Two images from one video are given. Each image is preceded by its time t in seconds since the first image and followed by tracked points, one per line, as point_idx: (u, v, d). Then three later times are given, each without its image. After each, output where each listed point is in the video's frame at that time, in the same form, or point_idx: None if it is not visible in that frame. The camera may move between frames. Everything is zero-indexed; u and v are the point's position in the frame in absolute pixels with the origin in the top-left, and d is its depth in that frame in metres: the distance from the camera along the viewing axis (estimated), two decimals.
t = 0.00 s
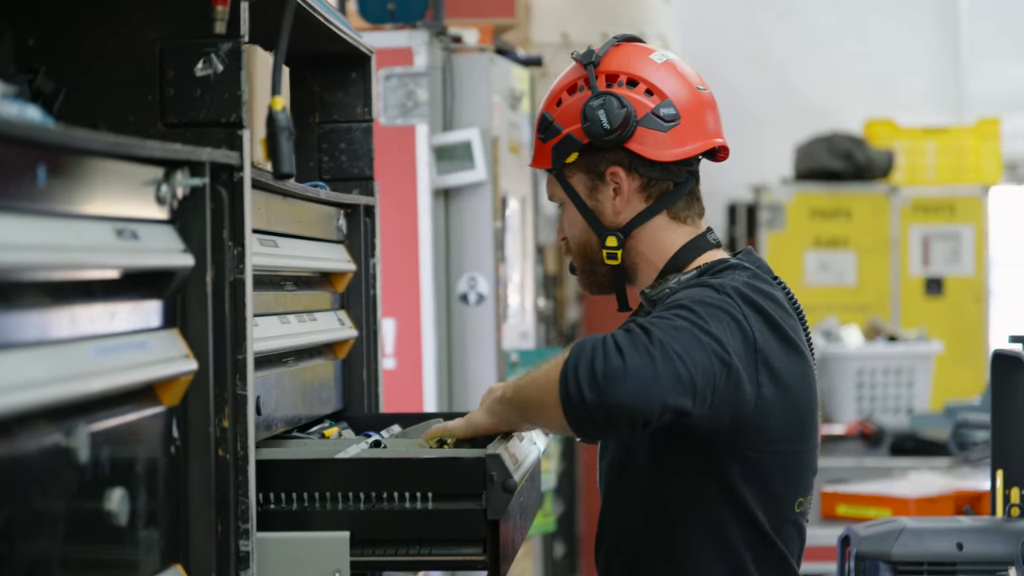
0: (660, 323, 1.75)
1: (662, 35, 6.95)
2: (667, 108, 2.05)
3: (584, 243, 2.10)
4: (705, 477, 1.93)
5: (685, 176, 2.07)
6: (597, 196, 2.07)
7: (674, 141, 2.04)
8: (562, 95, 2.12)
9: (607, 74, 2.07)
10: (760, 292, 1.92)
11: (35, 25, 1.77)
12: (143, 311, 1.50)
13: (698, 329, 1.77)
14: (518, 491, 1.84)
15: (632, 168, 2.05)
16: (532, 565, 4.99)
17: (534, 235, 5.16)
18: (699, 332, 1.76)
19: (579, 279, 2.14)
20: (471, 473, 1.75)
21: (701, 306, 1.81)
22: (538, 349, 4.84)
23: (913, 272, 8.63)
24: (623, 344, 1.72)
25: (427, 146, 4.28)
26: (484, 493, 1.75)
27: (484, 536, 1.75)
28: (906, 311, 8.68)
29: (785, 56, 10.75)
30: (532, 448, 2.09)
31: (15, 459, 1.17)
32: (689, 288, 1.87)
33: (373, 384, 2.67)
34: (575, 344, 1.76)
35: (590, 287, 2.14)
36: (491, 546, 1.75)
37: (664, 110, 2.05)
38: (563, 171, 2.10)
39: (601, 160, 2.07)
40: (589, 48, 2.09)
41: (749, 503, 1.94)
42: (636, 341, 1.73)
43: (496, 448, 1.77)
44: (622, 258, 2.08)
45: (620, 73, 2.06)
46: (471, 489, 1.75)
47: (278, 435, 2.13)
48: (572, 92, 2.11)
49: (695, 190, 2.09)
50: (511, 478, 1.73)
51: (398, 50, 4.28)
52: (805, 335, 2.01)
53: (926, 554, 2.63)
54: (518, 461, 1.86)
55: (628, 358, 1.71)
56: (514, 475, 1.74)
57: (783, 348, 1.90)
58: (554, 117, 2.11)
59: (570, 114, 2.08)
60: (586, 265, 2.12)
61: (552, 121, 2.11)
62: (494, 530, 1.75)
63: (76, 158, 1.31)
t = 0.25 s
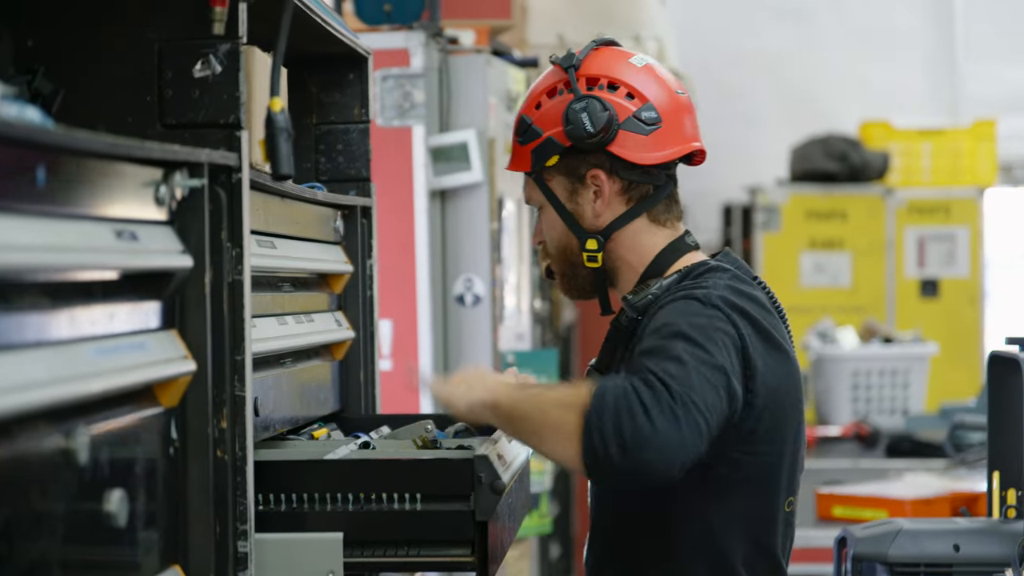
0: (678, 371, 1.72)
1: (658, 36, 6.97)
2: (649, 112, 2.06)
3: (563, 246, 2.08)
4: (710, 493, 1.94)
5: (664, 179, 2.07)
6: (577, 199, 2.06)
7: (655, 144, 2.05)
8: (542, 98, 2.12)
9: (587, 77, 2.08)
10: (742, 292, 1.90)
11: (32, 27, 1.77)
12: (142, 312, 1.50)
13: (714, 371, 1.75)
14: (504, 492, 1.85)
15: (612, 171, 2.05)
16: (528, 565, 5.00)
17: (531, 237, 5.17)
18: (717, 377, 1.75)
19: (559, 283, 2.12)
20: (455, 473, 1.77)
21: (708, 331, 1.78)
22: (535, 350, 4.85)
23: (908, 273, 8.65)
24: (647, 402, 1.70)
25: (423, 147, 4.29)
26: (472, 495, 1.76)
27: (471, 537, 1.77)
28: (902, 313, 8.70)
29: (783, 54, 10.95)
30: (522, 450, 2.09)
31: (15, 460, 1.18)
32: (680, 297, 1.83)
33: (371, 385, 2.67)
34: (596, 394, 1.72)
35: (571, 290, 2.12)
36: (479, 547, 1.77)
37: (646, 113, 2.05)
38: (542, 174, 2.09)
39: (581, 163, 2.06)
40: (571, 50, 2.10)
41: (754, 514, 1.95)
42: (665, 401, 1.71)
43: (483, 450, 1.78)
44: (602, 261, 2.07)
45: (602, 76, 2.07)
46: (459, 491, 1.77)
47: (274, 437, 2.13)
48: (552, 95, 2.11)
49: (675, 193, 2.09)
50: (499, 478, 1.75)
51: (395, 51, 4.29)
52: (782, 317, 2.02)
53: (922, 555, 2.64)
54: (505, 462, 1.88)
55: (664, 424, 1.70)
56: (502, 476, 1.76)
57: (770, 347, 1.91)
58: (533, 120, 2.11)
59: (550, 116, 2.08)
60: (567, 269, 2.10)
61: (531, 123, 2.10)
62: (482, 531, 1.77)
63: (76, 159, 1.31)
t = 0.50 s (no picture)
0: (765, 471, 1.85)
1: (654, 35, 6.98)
2: (620, 107, 2.12)
3: (530, 242, 2.08)
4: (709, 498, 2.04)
5: (624, 179, 2.13)
6: (549, 193, 2.07)
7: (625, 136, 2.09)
8: (507, 95, 2.12)
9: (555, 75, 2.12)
10: (720, 297, 1.96)
11: (31, 26, 1.78)
12: (142, 310, 1.50)
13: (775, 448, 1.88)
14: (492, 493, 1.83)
15: (586, 164, 2.08)
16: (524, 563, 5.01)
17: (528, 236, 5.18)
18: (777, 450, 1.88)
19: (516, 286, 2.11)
20: (448, 472, 1.75)
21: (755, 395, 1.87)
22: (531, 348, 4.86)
23: (903, 272, 8.67)
24: (760, 512, 1.84)
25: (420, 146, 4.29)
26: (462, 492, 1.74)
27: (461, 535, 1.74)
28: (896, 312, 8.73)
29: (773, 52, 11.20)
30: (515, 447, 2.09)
31: (16, 459, 1.18)
32: (705, 344, 1.87)
33: (367, 383, 2.67)
34: (715, 509, 1.81)
35: (529, 292, 2.11)
36: (469, 545, 1.74)
37: (619, 109, 2.12)
38: (510, 169, 2.08)
39: (554, 157, 2.07)
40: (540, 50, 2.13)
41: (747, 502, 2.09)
42: (769, 505, 1.85)
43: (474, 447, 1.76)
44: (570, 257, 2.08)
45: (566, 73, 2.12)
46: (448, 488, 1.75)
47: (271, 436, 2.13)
48: (518, 94, 2.12)
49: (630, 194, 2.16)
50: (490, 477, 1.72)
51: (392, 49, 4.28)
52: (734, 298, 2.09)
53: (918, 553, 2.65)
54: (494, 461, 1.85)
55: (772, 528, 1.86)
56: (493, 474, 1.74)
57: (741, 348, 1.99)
58: (500, 117, 2.10)
59: (522, 110, 2.08)
60: (530, 267, 2.09)
61: (498, 120, 2.09)
62: (473, 529, 1.74)
63: (76, 157, 1.31)
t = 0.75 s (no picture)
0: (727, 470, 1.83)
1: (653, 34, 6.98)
2: (627, 106, 2.21)
3: (545, 232, 2.10)
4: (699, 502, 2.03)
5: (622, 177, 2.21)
6: (568, 183, 2.11)
7: (632, 135, 2.19)
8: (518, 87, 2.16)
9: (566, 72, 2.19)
10: (715, 294, 1.98)
11: (35, 21, 1.77)
12: (147, 308, 1.49)
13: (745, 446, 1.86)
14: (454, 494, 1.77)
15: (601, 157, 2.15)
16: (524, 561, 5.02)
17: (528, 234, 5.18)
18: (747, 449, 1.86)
19: (526, 274, 2.12)
20: (394, 475, 1.69)
21: (729, 388, 1.87)
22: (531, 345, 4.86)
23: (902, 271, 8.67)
24: (719, 515, 1.81)
25: (421, 144, 4.28)
26: (421, 491, 1.68)
27: (419, 535, 1.69)
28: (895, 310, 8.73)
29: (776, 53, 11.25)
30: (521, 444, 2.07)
31: (23, 457, 1.17)
32: (689, 336, 1.89)
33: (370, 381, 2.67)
34: (665, 507, 1.79)
35: (538, 280, 2.12)
36: (427, 544, 1.69)
37: (627, 107, 2.21)
38: (528, 157, 2.10)
39: (571, 149, 2.12)
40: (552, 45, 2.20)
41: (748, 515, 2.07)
42: (727, 507, 1.82)
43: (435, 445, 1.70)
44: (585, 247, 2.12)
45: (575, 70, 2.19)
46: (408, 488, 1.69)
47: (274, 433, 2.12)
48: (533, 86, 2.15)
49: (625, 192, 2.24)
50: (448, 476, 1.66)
51: (392, 48, 4.28)
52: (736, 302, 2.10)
53: (921, 552, 2.65)
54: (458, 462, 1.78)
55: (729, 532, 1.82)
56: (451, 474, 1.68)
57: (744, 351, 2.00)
58: (517, 107, 2.11)
59: (542, 101, 2.12)
60: (542, 257, 2.11)
61: (516, 108, 2.10)
62: (430, 527, 1.69)
63: (83, 154, 1.30)
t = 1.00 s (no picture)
0: (695, 440, 1.83)
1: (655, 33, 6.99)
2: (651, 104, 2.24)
3: (564, 224, 2.12)
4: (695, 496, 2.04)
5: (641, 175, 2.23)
6: (589, 177, 2.13)
7: (655, 133, 2.21)
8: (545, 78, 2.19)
9: (592, 67, 2.22)
10: (719, 292, 2.00)
11: (40, 21, 1.78)
12: (154, 306, 1.49)
13: (724, 425, 1.85)
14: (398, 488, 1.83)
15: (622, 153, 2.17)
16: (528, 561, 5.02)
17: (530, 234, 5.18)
18: (726, 428, 1.85)
19: (542, 265, 2.14)
20: (350, 470, 1.74)
21: (711, 369, 1.87)
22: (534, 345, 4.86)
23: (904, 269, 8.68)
24: (678, 481, 1.82)
25: (423, 143, 4.28)
26: (360, 492, 1.73)
27: (361, 535, 1.75)
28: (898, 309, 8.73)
29: (777, 52, 11.27)
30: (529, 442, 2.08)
31: (30, 455, 1.17)
32: (678, 320, 1.91)
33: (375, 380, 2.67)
34: (621, 475, 1.83)
35: (554, 272, 2.15)
36: (369, 545, 1.76)
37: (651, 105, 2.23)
38: (551, 149, 2.12)
39: (593, 143, 2.15)
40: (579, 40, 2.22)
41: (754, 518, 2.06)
42: (684, 472, 1.82)
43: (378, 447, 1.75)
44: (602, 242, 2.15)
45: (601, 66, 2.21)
46: (348, 488, 1.74)
47: (279, 433, 2.13)
48: (558, 79, 2.18)
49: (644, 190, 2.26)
50: (388, 477, 1.71)
51: (394, 47, 4.28)
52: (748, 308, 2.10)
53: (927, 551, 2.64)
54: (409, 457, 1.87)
55: (688, 497, 1.82)
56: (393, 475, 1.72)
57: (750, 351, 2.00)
58: (542, 99, 2.13)
59: (567, 94, 2.14)
60: (559, 248, 2.13)
61: (541, 100, 2.13)
62: (372, 529, 1.74)
63: (91, 153, 1.31)
